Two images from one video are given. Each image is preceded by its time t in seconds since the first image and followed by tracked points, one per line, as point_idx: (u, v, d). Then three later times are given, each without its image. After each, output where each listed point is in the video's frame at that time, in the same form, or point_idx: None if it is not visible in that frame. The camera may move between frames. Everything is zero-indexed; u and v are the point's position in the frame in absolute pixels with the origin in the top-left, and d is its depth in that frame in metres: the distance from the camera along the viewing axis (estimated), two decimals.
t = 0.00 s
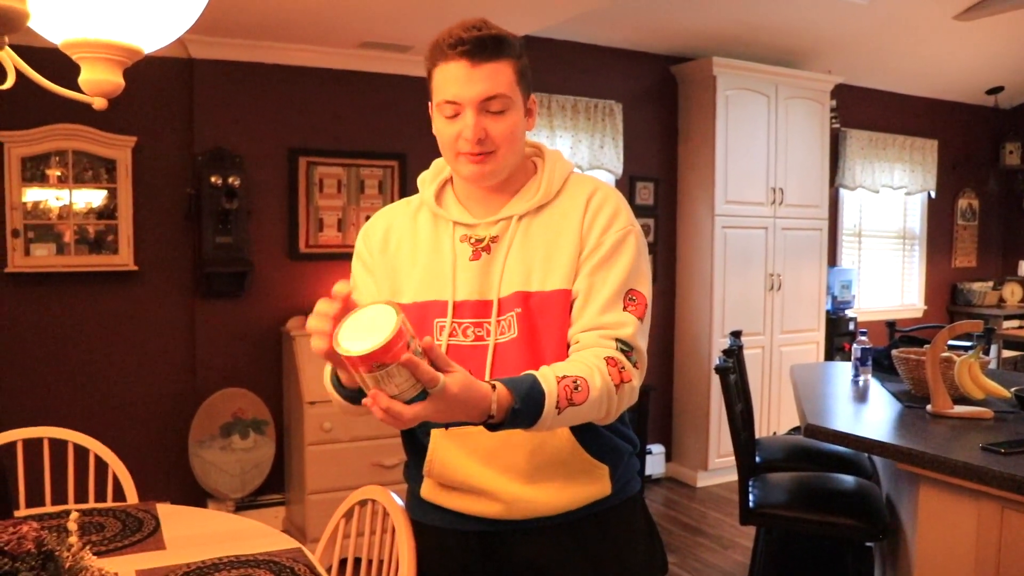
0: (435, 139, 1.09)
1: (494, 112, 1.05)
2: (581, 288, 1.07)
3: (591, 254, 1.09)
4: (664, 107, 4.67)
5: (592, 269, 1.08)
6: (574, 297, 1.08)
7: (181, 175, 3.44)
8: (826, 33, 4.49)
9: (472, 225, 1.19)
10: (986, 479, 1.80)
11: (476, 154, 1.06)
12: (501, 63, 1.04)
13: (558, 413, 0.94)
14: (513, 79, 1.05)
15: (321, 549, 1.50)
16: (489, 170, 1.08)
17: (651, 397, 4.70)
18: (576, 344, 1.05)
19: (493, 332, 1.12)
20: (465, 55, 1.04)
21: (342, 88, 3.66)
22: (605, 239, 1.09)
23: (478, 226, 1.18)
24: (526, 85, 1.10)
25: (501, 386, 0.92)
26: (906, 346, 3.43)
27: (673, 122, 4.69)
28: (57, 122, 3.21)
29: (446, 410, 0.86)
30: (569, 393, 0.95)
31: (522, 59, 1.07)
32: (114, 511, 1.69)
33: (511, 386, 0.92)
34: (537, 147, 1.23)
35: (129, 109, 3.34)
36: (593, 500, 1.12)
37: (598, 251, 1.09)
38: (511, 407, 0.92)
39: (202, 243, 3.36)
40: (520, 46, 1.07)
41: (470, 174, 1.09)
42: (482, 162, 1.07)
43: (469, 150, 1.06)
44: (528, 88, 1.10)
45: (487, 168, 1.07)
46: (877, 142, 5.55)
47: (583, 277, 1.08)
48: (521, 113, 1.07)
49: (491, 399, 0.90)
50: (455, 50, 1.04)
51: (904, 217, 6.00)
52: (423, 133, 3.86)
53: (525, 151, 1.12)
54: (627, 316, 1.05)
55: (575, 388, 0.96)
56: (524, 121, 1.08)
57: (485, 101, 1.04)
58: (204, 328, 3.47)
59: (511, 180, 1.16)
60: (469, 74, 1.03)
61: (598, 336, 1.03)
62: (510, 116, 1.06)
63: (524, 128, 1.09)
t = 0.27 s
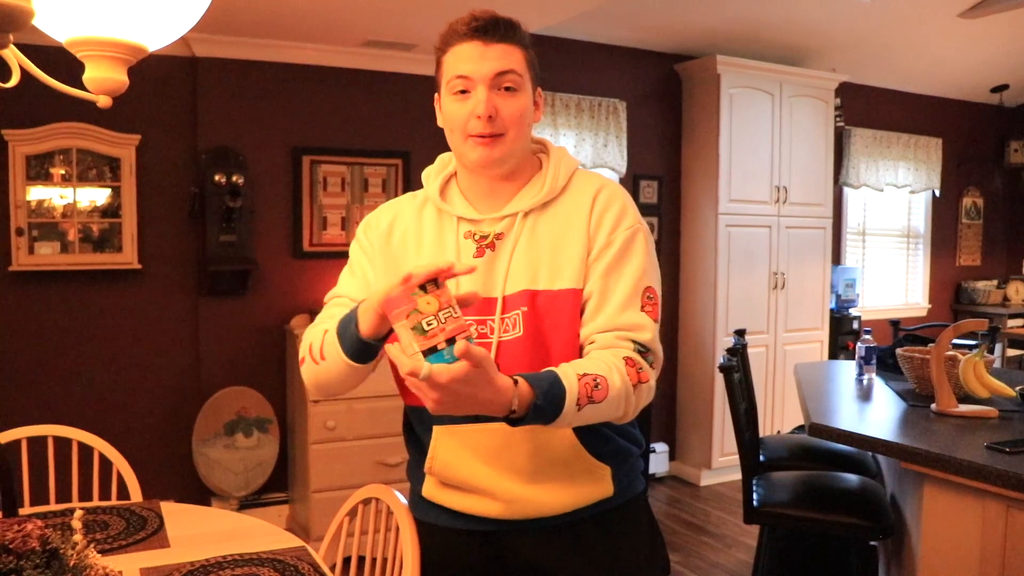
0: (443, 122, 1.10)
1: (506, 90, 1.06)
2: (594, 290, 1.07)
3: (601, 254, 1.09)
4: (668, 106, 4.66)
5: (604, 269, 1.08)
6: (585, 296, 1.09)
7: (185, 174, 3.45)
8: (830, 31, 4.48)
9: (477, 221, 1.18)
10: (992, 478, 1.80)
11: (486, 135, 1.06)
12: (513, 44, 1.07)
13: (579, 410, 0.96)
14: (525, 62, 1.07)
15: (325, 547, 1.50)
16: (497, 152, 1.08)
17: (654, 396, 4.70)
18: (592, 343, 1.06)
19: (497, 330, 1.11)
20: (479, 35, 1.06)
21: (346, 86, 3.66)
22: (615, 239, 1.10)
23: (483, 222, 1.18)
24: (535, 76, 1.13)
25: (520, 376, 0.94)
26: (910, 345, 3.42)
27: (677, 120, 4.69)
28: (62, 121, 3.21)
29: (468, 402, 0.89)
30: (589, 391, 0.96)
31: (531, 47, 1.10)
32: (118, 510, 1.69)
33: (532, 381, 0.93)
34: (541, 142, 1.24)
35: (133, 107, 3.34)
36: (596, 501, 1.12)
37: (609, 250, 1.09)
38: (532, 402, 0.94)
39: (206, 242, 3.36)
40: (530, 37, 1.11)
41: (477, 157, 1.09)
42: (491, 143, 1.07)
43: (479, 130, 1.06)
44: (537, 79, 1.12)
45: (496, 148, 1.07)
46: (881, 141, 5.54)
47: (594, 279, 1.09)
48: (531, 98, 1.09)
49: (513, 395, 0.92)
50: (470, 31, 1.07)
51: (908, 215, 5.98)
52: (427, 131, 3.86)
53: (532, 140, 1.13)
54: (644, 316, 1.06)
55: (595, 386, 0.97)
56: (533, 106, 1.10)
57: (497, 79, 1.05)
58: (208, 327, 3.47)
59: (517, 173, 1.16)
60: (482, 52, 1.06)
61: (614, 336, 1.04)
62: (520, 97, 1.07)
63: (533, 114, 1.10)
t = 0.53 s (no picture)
0: (441, 120, 1.10)
1: (504, 86, 1.06)
2: (627, 295, 1.09)
3: (617, 258, 1.11)
4: (670, 106, 4.66)
5: (628, 273, 1.10)
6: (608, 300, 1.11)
7: (187, 174, 3.45)
8: (833, 32, 4.47)
9: (479, 225, 1.17)
10: (996, 480, 1.79)
11: (483, 131, 1.06)
12: (511, 40, 1.07)
13: (614, 424, 1.04)
14: (523, 58, 1.08)
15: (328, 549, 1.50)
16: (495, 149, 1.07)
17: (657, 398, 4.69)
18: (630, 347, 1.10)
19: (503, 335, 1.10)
20: (477, 32, 1.07)
21: (348, 87, 3.66)
22: (632, 239, 1.12)
23: (484, 225, 1.17)
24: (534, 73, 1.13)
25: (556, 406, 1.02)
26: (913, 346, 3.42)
27: (679, 121, 4.68)
28: (65, 122, 3.21)
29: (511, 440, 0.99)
30: (625, 407, 1.04)
31: (529, 45, 1.11)
32: (120, 511, 1.69)
33: (567, 412, 1.01)
34: (538, 141, 1.24)
35: (136, 108, 3.35)
36: (601, 503, 1.12)
37: (627, 253, 1.11)
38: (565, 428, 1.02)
39: (208, 243, 3.36)
40: (528, 34, 1.12)
41: (476, 155, 1.09)
42: (489, 140, 1.07)
43: (477, 126, 1.06)
44: (536, 76, 1.13)
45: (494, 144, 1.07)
46: (884, 142, 5.53)
47: (619, 283, 1.10)
48: (530, 93, 1.09)
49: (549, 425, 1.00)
50: (467, 28, 1.07)
51: (911, 216, 5.97)
52: (429, 131, 3.86)
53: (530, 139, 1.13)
54: (679, 315, 1.10)
55: (630, 401, 1.04)
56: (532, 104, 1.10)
57: (495, 75, 1.06)
58: (210, 327, 3.47)
59: (517, 172, 1.16)
60: (480, 48, 1.06)
61: (650, 341, 1.08)
62: (518, 93, 1.07)
63: (531, 112, 1.10)
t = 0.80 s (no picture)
0: (441, 118, 1.09)
1: (503, 85, 1.05)
2: (631, 296, 1.08)
3: (619, 259, 1.10)
4: (672, 103, 4.65)
5: (630, 274, 1.09)
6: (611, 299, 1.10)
7: (189, 172, 3.44)
8: (835, 29, 4.46)
9: (482, 222, 1.17)
10: (1000, 478, 1.78)
11: (482, 129, 1.05)
12: (511, 38, 1.06)
13: (622, 422, 1.03)
14: (524, 56, 1.07)
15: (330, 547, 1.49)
16: (495, 148, 1.07)
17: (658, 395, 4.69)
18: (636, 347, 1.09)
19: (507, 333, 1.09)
20: (476, 29, 1.06)
21: (349, 85, 3.65)
22: (635, 239, 1.11)
23: (487, 222, 1.17)
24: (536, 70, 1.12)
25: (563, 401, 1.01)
26: (916, 343, 3.41)
27: (680, 118, 4.67)
28: (66, 119, 3.21)
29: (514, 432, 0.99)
30: (632, 403, 1.03)
31: (532, 42, 1.09)
32: (121, 509, 1.68)
33: (573, 407, 1.01)
34: (543, 136, 1.23)
35: (137, 106, 3.34)
36: (603, 502, 1.11)
37: (631, 252, 1.11)
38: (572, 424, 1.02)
39: (210, 240, 3.36)
40: (530, 31, 1.10)
41: (474, 153, 1.08)
42: (488, 139, 1.06)
43: (474, 125, 1.05)
44: (538, 74, 1.11)
45: (494, 143, 1.06)
46: (886, 139, 5.52)
47: (621, 283, 1.10)
48: (530, 91, 1.08)
49: (555, 422, 1.00)
50: (466, 26, 1.06)
51: (913, 214, 5.96)
52: (430, 128, 3.85)
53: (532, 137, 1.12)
54: (684, 313, 1.09)
55: (638, 398, 1.03)
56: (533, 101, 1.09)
57: (493, 74, 1.05)
58: (212, 325, 3.47)
59: (519, 169, 1.15)
60: (479, 46, 1.05)
61: (656, 339, 1.07)
62: (517, 92, 1.06)
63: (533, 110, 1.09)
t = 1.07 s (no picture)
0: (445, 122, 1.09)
1: (505, 91, 1.04)
2: (611, 286, 1.06)
3: (609, 250, 1.09)
4: (674, 103, 4.64)
5: (615, 264, 1.08)
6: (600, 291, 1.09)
7: (192, 173, 3.44)
8: (839, 29, 4.45)
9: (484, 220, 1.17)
10: (1007, 478, 1.77)
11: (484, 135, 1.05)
12: (516, 43, 1.04)
13: (606, 393, 0.96)
14: (528, 61, 1.05)
15: (333, 547, 1.49)
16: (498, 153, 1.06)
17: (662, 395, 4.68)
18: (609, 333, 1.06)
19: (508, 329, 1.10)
20: (480, 34, 1.04)
21: (351, 85, 3.65)
22: (625, 230, 1.09)
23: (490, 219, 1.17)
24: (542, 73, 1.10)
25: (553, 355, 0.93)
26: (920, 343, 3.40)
27: (683, 118, 4.66)
28: (69, 120, 3.21)
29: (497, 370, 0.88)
30: (617, 373, 0.97)
31: (537, 46, 1.08)
32: (125, 510, 1.68)
33: (564, 359, 0.93)
34: (549, 135, 1.22)
35: (140, 107, 3.34)
36: (606, 500, 1.11)
37: (618, 244, 1.08)
38: (560, 379, 0.93)
39: (213, 241, 3.36)
40: (536, 35, 1.08)
41: (479, 156, 1.08)
42: (492, 144, 1.06)
43: (476, 129, 1.04)
44: (543, 77, 1.10)
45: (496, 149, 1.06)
46: (890, 138, 5.51)
47: (606, 275, 1.08)
48: (534, 95, 1.06)
49: (544, 369, 0.91)
50: (472, 29, 1.05)
51: (917, 213, 5.95)
52: (433, 129, 3.85)
53: (536, 140, 1.11)
54: (664, 305, 1.06)
55: (623, 369, 0.97)
56: (536, 106, 1.07)
57: (496, 80, 1.04)
58: (215, 326, 3.47)
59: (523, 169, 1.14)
60: (482, 52, 1.04)
61: (636, 321, 1.03)
62: (521, 97, 1.05)
63: (536, 115, 1.08)
